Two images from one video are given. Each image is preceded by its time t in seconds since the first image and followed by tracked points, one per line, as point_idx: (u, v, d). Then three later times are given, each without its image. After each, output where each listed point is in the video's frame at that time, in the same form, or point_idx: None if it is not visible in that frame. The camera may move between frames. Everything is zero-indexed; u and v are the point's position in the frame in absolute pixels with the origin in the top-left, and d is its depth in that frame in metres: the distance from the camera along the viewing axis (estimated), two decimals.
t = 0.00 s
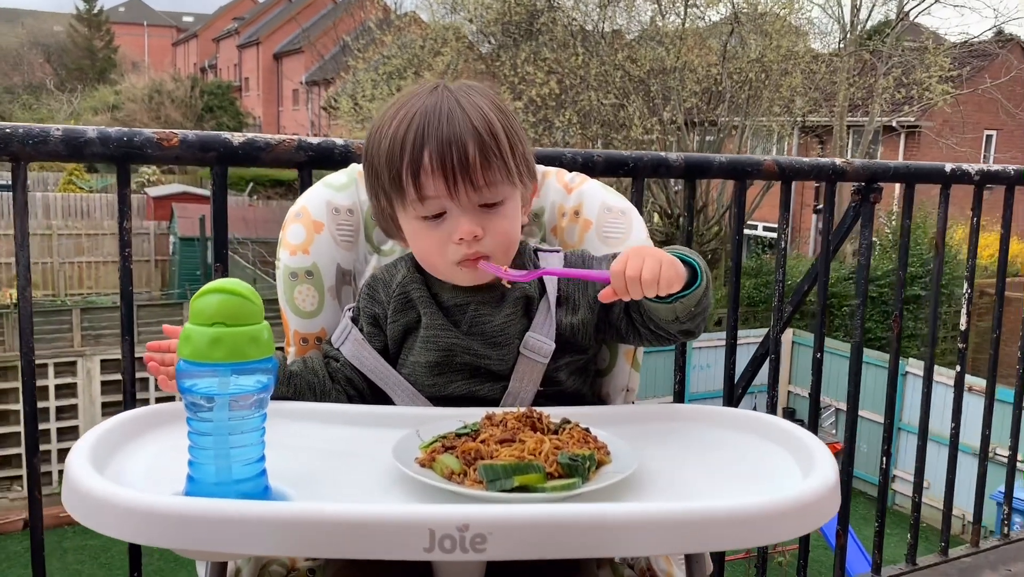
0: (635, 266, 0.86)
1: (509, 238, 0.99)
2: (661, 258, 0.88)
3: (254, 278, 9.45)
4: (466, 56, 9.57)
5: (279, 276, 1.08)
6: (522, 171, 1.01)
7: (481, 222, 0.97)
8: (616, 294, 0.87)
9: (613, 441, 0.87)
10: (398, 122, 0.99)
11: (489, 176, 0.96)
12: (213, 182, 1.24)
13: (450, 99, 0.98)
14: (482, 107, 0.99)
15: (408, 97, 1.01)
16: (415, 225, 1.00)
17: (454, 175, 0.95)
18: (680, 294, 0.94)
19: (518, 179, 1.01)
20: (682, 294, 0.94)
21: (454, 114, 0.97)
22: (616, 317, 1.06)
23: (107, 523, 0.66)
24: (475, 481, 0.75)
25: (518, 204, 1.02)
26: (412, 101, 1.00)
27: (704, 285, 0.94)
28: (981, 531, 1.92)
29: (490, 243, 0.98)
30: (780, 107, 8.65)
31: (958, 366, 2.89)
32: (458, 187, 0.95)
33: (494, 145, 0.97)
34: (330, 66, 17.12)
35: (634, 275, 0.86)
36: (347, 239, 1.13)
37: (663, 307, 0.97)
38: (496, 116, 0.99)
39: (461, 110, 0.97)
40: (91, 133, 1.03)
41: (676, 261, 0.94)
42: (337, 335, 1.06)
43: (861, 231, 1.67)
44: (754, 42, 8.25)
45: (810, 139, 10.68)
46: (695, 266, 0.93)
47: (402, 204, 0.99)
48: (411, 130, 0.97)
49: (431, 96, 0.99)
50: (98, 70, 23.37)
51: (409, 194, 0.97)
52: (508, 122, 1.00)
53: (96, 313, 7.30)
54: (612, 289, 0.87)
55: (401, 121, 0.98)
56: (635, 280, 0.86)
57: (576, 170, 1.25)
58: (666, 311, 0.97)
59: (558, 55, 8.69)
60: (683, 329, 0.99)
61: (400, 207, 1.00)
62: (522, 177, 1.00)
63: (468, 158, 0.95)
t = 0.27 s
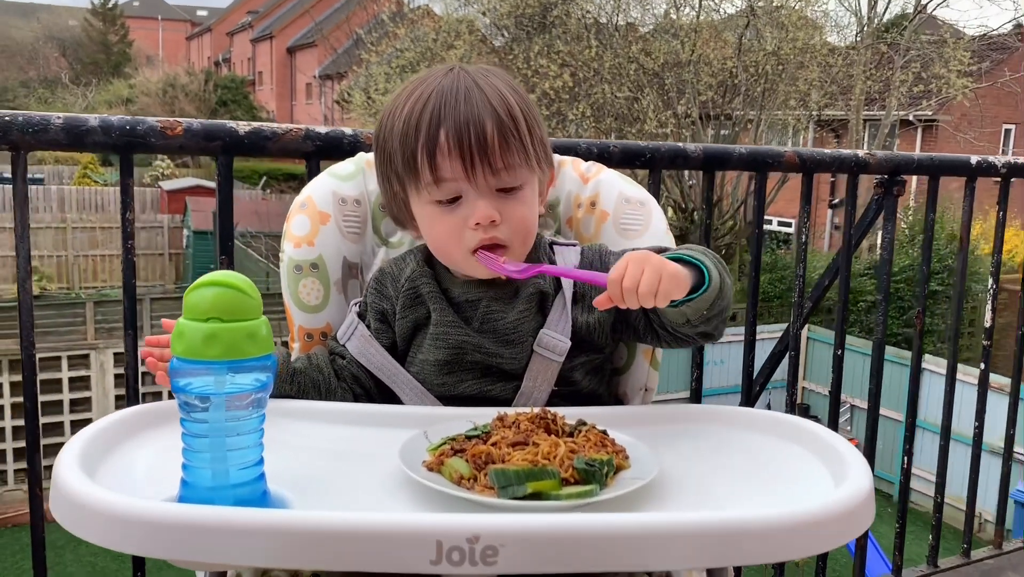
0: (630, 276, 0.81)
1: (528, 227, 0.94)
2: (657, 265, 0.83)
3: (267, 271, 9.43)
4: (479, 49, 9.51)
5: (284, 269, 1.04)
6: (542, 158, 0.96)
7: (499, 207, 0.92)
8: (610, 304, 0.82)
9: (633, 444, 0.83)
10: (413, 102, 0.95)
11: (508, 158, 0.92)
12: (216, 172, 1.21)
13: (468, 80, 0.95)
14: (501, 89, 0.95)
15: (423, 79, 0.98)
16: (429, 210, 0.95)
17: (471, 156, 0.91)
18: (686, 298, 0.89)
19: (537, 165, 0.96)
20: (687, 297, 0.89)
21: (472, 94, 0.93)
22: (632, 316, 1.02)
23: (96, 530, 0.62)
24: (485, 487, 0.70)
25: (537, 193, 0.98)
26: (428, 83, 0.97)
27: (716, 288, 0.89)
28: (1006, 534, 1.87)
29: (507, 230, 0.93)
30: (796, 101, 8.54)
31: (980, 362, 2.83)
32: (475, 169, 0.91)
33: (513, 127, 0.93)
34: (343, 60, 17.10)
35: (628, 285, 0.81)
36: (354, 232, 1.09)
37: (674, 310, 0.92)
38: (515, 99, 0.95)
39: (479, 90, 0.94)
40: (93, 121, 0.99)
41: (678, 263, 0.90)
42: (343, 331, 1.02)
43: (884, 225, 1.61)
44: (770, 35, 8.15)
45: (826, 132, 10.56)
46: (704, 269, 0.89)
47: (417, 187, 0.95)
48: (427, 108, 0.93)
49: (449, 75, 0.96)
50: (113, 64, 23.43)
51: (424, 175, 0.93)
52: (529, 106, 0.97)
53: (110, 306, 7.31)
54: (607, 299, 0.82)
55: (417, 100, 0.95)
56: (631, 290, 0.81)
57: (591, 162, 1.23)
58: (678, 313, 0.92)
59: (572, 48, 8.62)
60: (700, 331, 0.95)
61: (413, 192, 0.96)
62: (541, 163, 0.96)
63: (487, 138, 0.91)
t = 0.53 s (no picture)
0: (631, 264, 0.75)
1: (540, 205, 0.90)
2: (662, 254, 0.77)
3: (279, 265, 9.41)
4: (493, 44, 9.44)
5: (285, 262, 1.00)
6: (554, 138, 0.94)
7: (508, 180, 0.89)
8: (608, 290, 0.76)
9: (650, 448, 0.78)
10: (422, 77, 0.95)
11: (518, 130, 0.90)
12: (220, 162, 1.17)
13: (479, 58, 0.95)
14: (512, 67, 0.94)
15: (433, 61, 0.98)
16: (436, 185, 0.92)
17: (480, 126, 0.89)
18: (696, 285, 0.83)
19: (550, 146, 0.94)
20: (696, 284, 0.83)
21: (482, 67, 0.92)
22: (649, 313, 0.97)
23: (77, 538, 0.58)
24: (491, 494, 0.66)
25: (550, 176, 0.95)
26: (438, 62, 0.97)
27: (727, 274, 0.84)
28: None
29: (518, 207, 0.88)
30: (813, 96, 8.43)
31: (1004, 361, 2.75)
32: (484, 139, 0.89)
33: (524, 101, 0.92)
34: (358, 55, 17.08)
35: (629, 273, 0.75)
36: (359, 223, 1.04)
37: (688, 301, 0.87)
38: (526, 77, 0.94)
39: (491, 64, 0.93)
40: (92, 108, 0.95)
41: (687, 252, 0.84)
42: (346, 327, 0.98)
43: (908, 219, 1.55)
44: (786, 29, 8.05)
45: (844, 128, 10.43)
46: (715, 256, 0.84)
47: (424, 161, 0.93)
48: (435, 81, 0.92)
49: (459, 54, 0.95)
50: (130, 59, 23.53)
51: (431, 147, 0.91)
52: (540, 87, 0.95)
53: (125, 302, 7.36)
54: (605, 284, 0.77)
55: (426, 76, 0.94)
56: (631, 278, 0.75)
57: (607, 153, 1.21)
58: (689, 306, 0.87)
59: (588, 42, 8.53)
60: (718, 327, 0.90)
61: (420, 167, 0.94)
62: (553, 142, 0.94)
63: (497, 109, 0.89)
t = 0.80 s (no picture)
0: (633, 267, 0.71)
1: (542, 195, 0.87)
2: (666, 257, 0.72)
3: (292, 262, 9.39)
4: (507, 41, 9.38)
5: (281, 263, 0.96)
6: (557, 129, 0.92)
7: (506, 167, 0.86)
8: (609, 293, 0.72)
9: (659, 464, 0.73)
10: (422, 69, 0.95)
11: (518, 116, 0.88)
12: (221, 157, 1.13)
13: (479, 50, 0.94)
14: (513, 59, 0.94)
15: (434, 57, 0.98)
16: (433, 175, 0.90)
17: (477, 112, 0.88)
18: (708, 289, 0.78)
19: (553, 137, 0.92)
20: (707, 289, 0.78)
21: (481, 56, 0.92)
22: (660, 320, 0.92)
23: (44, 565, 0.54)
24: (490, 515, 0.62)
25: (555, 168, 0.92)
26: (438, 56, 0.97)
27: (738, 278, 0.79)
28: None
29: (518, 197, 0.85)
30: (830, 93, 8.31)
31: None
32: (482, 124, 0.87)
33: (524, 88, 0.91)
34: (373, 52, 17.07)
35: (630, 276, 0.71)
36: (359, 222, 1.00)
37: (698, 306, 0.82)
38: (528, 68, 0.93)
39: (492, 53, 0.92)
40: (88, 103, 0.92)
41: (696, 253, 0.78)
42: (343, 331, 0.95)
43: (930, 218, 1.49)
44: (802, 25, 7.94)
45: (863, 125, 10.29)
46: (726, 259, 0.79)
47: (421, 151, 0.92)
48: (434, 70, 0.92)
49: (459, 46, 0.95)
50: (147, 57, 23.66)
51: (429, 135, 0.90)
52: (543, 79, 0.94)
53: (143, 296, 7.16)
54: (606, 287, 0.73)
55: (425, 67, 0.94)
56: (633, 282, 0.71)
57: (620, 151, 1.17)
58: (699, 312, 0.82)
59: (603, 39, 8.46)
60: (732, 337, 0.85)
61: (418, 158, 0.92)
62: (556, 133, 0.92)
63: (496, 95, 0.88)
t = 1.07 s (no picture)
0: (632, 248, 0.67)
1: (542, 179, 0.85)
2: (667, 237, 0.68)
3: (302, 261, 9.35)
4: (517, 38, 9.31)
5: (278, 261, 0.92)
6: (562, 113, 0.91)
7: (507, 149, 0.85)
8: (610, 276, 0.68)
9: (674, 471, 0.69)
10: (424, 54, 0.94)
11: (519, 98, 0.88)
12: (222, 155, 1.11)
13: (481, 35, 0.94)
14: (516, 43, 0.94)
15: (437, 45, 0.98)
16: (432, 158, 0.89)
17: (478, 93, 0.87)
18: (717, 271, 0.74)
19: (556, 123, 0.91)
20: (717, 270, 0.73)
21: (484, 40, 0.92)
22: (673, 315, 0.88)
23: None
24: (495, 530, 0.58)
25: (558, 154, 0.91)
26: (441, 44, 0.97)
27: (747, 257, 0.74)
28: None
29: (518, 179, 0.84)
30: (845, 89, 8.19)
31: None
32: (482, 105, 0.86)
33: (527, 71, 0.90)
34: (384, 51, 17.03)
35: (630, 257, 0.67)
36: (360, 218, 0.97)
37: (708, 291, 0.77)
38: (530, 53, 0.93)
39: (496, 38, 0.92)
40: (85, 98, 0.91)
41: (701, 233, 0.74)
42: (344, 331, 0.91)
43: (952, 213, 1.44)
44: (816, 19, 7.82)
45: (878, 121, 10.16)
46: (733, 237, 0.74)
47: (421, 134, 0.91)
48: (435, 54, 0.92)
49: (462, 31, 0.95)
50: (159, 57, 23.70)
51: (428, 117, 0.89)
52: (546, 64, 0.94)
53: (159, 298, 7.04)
54: (607, 269, 0.69)
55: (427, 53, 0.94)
56: (633, 265, 0.67)
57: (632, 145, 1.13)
58: (709, 297, 0.78)
59: (614, 37, 8.35)
60: (748, 328, 0.81)
61: (417, 142, 0.92)
62: (560, 118, 0.91)
63: (497, 76, 0.88)
